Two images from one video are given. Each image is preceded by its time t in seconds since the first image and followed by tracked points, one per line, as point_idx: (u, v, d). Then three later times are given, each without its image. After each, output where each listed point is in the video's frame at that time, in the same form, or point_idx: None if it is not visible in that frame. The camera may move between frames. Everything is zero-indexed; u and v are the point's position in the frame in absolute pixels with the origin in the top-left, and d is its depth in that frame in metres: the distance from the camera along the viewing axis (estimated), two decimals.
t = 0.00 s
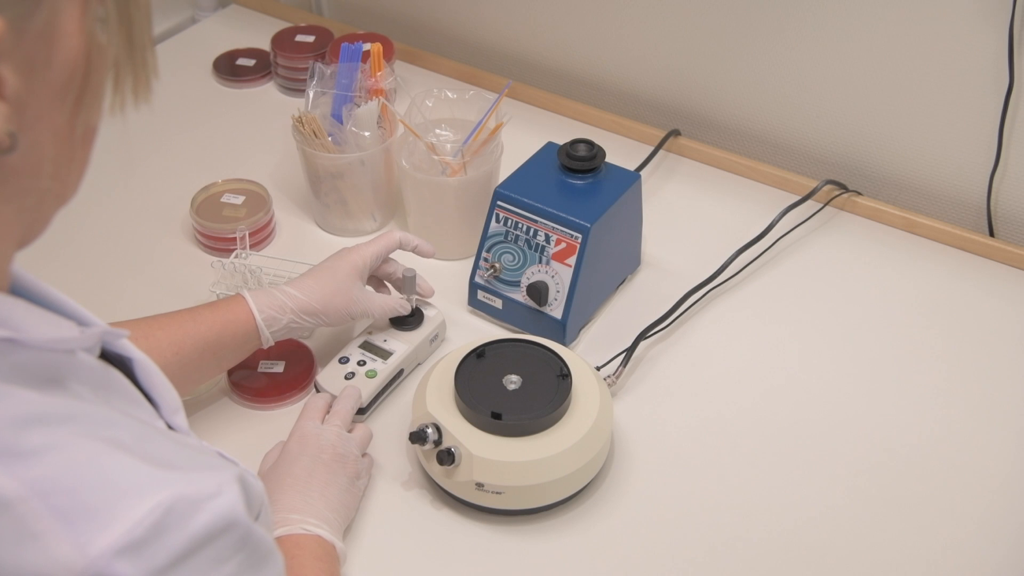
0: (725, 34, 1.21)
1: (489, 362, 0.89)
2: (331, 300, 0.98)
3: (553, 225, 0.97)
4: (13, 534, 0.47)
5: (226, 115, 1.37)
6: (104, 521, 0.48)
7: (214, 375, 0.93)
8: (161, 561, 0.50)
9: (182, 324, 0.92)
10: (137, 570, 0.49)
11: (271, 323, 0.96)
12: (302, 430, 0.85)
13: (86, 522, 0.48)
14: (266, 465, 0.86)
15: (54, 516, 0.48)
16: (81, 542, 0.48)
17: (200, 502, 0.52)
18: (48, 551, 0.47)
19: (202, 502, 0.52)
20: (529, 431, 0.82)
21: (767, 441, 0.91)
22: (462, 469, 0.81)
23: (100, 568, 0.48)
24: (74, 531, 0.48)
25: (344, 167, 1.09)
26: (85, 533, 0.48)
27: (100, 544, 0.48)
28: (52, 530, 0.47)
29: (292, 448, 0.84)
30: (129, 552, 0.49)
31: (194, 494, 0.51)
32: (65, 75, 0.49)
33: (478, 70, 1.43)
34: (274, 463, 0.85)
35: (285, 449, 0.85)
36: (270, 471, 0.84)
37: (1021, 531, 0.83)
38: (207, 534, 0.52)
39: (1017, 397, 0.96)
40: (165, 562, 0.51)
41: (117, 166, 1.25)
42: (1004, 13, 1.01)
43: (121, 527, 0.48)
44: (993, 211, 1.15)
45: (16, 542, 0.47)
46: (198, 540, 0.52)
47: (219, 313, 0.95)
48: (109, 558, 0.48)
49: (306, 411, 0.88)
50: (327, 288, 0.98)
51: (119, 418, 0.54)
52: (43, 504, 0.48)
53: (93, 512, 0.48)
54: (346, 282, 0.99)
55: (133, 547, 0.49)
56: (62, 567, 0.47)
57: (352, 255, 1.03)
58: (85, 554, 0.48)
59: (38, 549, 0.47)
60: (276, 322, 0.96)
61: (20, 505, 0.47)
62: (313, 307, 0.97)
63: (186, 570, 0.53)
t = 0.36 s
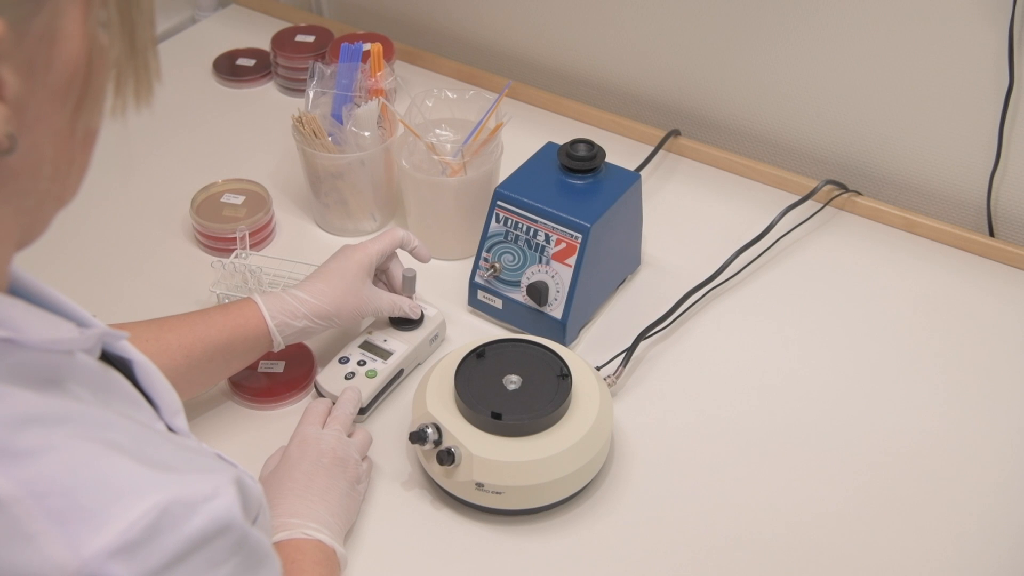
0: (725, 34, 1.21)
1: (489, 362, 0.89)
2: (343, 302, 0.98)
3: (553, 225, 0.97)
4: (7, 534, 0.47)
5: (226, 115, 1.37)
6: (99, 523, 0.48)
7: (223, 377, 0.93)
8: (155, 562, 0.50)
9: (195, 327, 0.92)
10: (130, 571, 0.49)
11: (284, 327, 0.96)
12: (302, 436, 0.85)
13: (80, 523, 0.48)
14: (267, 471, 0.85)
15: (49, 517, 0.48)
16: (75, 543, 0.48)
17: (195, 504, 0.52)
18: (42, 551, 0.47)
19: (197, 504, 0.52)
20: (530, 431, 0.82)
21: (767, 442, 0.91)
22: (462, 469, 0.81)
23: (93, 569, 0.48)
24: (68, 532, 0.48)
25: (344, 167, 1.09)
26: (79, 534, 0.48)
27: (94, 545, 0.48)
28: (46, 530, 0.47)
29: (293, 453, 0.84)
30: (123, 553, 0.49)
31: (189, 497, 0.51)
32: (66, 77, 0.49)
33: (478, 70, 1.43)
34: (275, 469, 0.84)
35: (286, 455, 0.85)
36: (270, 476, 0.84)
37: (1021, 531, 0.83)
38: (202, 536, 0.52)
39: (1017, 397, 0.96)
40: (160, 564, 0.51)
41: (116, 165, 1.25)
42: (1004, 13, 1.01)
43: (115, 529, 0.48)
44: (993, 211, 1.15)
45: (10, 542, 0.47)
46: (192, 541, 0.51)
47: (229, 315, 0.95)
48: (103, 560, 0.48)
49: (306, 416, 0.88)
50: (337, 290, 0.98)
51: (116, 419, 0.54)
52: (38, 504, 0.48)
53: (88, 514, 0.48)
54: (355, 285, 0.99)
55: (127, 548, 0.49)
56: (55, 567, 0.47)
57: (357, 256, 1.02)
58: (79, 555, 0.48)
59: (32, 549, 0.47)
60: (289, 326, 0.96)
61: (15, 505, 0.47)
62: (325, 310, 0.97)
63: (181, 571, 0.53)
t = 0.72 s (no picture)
0: (725, 34, 1.20)
1: (489, 362, 0.89)
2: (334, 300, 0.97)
3: (553, 225, 0.97)
4: None
5: (225, 115, 1.37)
6: (90, 516, 0.48)
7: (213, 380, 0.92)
8: (146, 557, 0.50)
9: (185, 327, 0.92)
10: (122, 566, 0.49)
11: (273, 324, 0.95)
12: (302, 436, 0.86)
13: (70, 516, 0.48)
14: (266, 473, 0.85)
15: (40, 511, 0.48)
16: (66, 537, 0.48)
17: (187, 498, 0.51)
18: (31, 545, 0.47)
19: (189, 498, 0.52)
20: (530, 431, 0.82)
21: (768, 441, 0.91)
22: (462, 469, 0.81)
23: (84, 563, 0.47)
24: (58, 526, 0.48)
25: (344, 167, 1.09)
26: (70, 528, 0.48)
27: (84, 539, 0.48)
28: (36, 524, 0.47)
29: (292, 454, 0.84)
30: (114, 547, 0.48)
31: (179, 490, 0.51)
32: (59, 74, 0.49)
33: (478, 70, 1.43)
34: (274, 469, 0.84)
35: (285, 455, 0.85)
36: (269, 478, 0.84)
37: (1020, 531, 0.83)
38: (194, 530, 0.52)
39: (1016, 396, 0.96)
40: (151, 559, 0.50)
41: (116, 165, 1.25)
42: (1004, 13, 1.01)
43: (105, 522, 0.48)
44: (993, 211, 1.15)
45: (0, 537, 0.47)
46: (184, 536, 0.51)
47: (221, 315, 0.94)
48: (93, 552, 0.48)
49: (305, 417, 0.88)
50: (328, 289, 0.98)
51: (109, 416, 0.54)
52: (29, 499, 0.48)
53: (78, 507, 0.48)
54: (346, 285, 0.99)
55: (117, 542, 0.48)
56: (44, 562, 0.47)
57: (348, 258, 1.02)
58: (70, 549, 0.47)
59: (22, 543, 0.47)
60: (278, 323, 0.95)
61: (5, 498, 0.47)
62: (315, 307, 0.97)
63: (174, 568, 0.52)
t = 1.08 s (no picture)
0: (726, 34, 1.20)
1: (489, 362, 0.89)
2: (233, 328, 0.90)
3: (553, 225, 0.97)
4: None
5: (225, 115, 1.36)
6: (89, 523, 0.49)
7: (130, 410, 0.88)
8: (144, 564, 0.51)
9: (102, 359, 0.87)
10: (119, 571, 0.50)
11: (171, 376, 0.88)
12: (299, 454, 0.85)
13: (70, 523, 0.49)
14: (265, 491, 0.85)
15: (40, 518, 0.48)
16: (65, 543, 0.48)
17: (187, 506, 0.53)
18: (30, 549, 0.48)
19: (190, 506, 0.53)
20: (530, 431, 0.82)
21: (768, 441, 0.91)
22: (462, 469, 0.81)
23: (83, 569, 0.49)
24: (58, 532, 0.48)
25: (344, 167, 1.09)
26: (70, 535, 0.49)
27: (83, 545, 0.49)
28: (34, 528, 0.48)
29: (290, 473, 0.83)
30: (112, 554, 0.50)
31: (179, 498, 0.53)
32: (50, 74, 0.49)
33: (478, 70, 1.43)
34: (272, 487, 0.83)
35: (283, 473, 0.84)
36: (267, 496, 0.83)
37: (1021, 531, 0.83)
38: (195, 537, 0.53)
39: (1017, 396, 0.96)
40: (148, 565, 0.52)
41: (117, 165, 1.25)
42: (1004, 13, 1.01)
43: (105, 529, 0.49)
44: (993, 211, 1.14)
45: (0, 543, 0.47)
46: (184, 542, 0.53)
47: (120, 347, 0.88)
48: (92, 559, 0.49)
49: (301, 433, 0.87)
50: (213, 329, 0.90)
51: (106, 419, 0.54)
52: (28, 503, 0.48)
53: (79, 514, 0.49)
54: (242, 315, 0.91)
55: (116, 549, 0.50)
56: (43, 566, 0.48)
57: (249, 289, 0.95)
58: (68, 555, 0.48)
59: (22, 549, 0.47)
60: (173, 374, 0.88)
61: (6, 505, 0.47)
62: (207, 347, 0.89)
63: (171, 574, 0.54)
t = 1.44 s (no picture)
0: (726, 34, 1.20)
1: (489, 362, 0.89)
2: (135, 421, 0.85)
3: (553, 225, 0.97)
4: None
5: (226, 115, 1.37)
6: (80, 524, 0.50)
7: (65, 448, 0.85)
8: (138, 565, 0.52)
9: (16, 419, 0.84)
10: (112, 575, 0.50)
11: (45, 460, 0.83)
12: (312, 492, 0.80)
13: (61, 526, 0.49)
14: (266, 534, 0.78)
15: (32, 521, 0.49)
16: (56, 547, 0.49)
17: (184, 508, 0.54)
18: (23, 549, 0.48)
19: (185, 508, 0.54)
20: (530, 431, 0.82)
21: (768, 441, 0.91)
22: (462, 469, 0.81)
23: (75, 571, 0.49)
24: (49, 535, 0.49)
25: (344, 167, 1.09)
26: (61, 538, 0.49)
27: (75, 545, 0.49)
28: (27, 529, 0.49)
29: (301, 510, 0.79)
30: (105, 554, 0.50)
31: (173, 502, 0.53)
32: (37, 82, 0.49)
33: (478, 70, 1.43)
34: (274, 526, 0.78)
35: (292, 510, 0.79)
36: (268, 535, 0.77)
37: (1021, 532, 0.83)
38: (192, 539, 0.54)
39: (1017, 397, 0.96)
40: (143, 566, 0.52)
41: (116, 164, 1.25)
42: (1004, 13, 1.01)
43: (96, 529, 0.50)
44: (993, 211, 1.14)
45: None
46: (182, 543, 0.53)
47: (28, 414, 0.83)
48: (84, 562, 0.49)
49: (305, 473, 0.83)
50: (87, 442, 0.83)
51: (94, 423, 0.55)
52: (21, 506, 0.49)
53: (69, 517, 0.50)
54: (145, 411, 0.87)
55: (109, 550, 0.50)
56: (37, 566, 0.48)
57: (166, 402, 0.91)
58: (61, 555, 0.49)
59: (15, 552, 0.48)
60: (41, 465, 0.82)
61: None
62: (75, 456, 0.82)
63: None
